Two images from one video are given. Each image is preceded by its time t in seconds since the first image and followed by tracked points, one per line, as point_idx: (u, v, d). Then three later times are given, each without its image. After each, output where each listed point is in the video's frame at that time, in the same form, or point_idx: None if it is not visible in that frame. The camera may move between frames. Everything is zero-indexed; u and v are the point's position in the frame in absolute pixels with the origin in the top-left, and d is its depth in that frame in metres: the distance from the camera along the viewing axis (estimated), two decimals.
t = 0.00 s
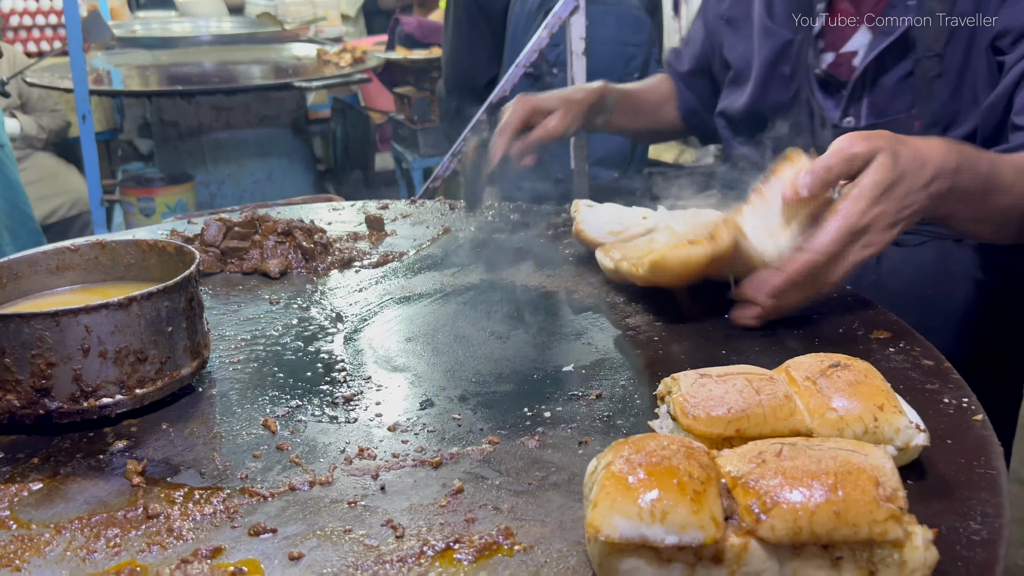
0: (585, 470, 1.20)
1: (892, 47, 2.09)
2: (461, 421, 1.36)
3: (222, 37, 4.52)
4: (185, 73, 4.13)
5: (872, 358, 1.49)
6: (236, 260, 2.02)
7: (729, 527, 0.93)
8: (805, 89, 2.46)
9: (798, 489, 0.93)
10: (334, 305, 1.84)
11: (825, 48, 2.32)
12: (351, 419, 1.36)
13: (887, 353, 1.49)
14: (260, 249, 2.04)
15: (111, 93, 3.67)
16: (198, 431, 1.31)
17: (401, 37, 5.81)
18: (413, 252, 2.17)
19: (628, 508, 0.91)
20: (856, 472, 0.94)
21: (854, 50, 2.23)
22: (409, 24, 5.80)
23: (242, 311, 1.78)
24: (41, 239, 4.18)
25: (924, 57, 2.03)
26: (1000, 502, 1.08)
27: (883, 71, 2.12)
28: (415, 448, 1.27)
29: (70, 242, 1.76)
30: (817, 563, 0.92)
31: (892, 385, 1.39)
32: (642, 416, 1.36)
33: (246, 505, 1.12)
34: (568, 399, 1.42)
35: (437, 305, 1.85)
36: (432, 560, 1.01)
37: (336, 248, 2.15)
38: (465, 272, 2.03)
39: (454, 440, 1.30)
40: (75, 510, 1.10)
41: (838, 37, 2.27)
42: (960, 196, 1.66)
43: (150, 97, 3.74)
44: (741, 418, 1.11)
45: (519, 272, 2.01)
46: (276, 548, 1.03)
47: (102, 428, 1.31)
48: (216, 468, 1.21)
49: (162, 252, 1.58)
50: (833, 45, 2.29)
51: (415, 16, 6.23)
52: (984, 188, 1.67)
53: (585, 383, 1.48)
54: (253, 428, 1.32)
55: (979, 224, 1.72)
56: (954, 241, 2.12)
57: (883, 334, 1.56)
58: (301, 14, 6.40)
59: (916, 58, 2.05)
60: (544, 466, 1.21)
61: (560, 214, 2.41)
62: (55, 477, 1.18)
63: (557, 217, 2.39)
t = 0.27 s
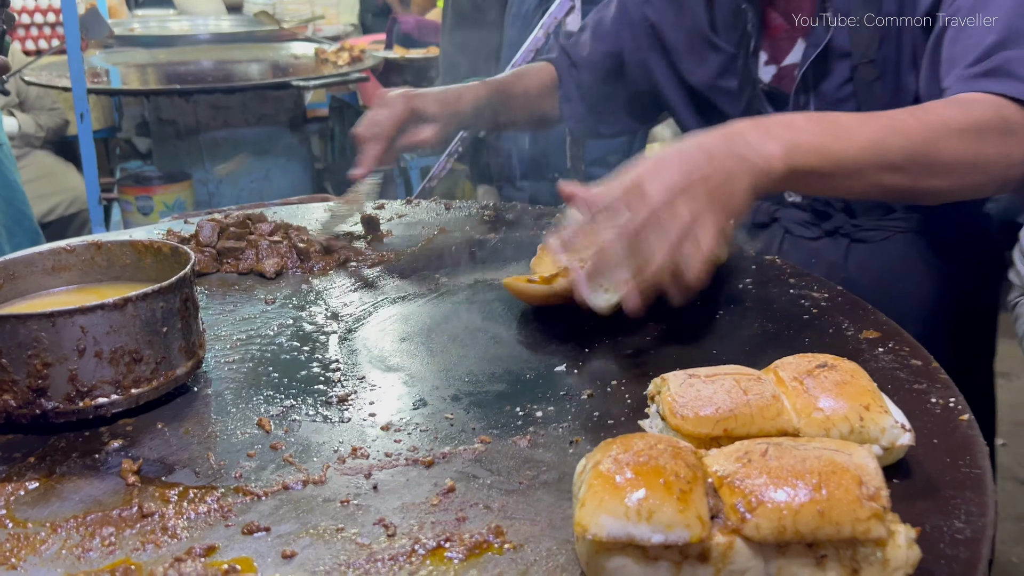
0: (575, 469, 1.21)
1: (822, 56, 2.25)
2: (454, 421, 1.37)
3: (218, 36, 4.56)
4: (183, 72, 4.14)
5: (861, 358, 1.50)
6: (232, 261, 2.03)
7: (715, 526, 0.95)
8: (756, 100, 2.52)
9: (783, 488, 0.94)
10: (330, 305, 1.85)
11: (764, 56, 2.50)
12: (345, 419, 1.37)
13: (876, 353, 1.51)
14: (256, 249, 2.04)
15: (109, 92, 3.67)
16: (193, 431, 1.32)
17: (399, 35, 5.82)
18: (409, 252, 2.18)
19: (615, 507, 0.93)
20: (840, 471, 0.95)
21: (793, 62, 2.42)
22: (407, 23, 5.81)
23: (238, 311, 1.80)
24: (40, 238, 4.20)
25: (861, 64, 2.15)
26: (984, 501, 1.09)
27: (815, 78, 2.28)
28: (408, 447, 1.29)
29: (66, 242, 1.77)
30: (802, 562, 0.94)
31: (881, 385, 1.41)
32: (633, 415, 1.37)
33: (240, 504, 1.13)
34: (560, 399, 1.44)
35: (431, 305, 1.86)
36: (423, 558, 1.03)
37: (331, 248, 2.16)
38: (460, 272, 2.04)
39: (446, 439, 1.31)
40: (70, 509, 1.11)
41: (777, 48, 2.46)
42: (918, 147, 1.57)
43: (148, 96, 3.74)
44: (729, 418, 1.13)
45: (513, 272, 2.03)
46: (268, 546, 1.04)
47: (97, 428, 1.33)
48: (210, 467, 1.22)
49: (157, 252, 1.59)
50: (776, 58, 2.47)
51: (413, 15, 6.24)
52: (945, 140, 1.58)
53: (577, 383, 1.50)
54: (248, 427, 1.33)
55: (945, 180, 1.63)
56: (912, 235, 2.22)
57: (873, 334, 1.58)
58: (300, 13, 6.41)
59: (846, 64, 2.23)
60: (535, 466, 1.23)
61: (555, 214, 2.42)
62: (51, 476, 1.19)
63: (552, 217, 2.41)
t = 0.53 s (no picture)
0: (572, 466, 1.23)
1: (769, 59, 2.34)
2: (452, 419, 1.39)
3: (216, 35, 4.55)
4: (182, 70, 4.14)
5: (855, 357, 1.52)
6: (232, 260, 2.04)
7: (709, 521, 0.96)
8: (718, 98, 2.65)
9: (775, 485, 0.96)
10: (329, 304, 1.87)
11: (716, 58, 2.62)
12: (344, 417, 1.39)
13: (869, 352, 1.53)
14: (256, 249, 2.06)
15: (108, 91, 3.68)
16: (194, 428, 1.34)
17: (398, 34, 5.83)
18: (407, 251, 2.20)
19: (611, 503, 0.94)
20: (832, 468, 0.97)
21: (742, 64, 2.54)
22: (407, 22, 5.81)
23: (238, 309, 1.81)
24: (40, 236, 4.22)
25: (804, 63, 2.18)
26: (974, 498, 1.11)
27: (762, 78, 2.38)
28: (406, 445, 1.30)
29: (67, 241, 1.78)
30: (793, 557, 0.96)
31: (875, 383, 1.43)
32: (628, 414, 1.39)
33: (240, 501, 1.15)
34: (557, 397, 1.46)
35: (430, 304, 1.87)
36: (421, 554, 1.04)
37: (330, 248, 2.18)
38: (458, 271, 2.06)
39: (444, 437, 1.33)
40: (72, 506, 1.13)
41: (728, 51, 2.58)
42: (792, 131, 1.74)
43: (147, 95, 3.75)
44: (723, 415, 1.15)
45: (511, 272, 2.05)
46: (269, 542, 1.06)
47: (98, 425, 1.34)
48: (212, 464, 1.24)
49: (158, 252, 1.60)
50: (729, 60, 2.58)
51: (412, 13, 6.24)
52: (822, 125, 1.73)
53: (573, 381, 1.51)
54: (248, 425, 1.35)
55: (834, 163, 1.77)
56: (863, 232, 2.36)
57: (866, 333, 1.60)
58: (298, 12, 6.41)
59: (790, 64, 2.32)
60: (532, 463, 1.25)
61: (552, 214, 2.44)
62: (54, 473, 1.21)
63: (550, 217, 2.42)
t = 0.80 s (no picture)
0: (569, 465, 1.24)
1: (712, 61, 2.28)
2: (449, 417, 1.39)
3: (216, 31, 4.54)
4: (181, 66, 4.13)
5: (851, 357, 1.52)
6: (230, 257, 2.04)
7: (704, 521, 0.97)
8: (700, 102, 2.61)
9: (771, 485, 0.96)
10: (328, 301, 1.87)
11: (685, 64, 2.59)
12: (342, 415, 1.39)
13: (866, 352, 1.53)
14: (254, 246, 2.04)
15: (106, 87, 3.67)
16: (192, 425, 1.34)
17: (397, 30, 5.82)
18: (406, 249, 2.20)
19: (607, 502, 0.95)
20: (827, 468, 0.98)
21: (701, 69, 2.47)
22: (406, 18, 5.80)
23: (236, 307, 1.81)
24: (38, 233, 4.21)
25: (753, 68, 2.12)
26: (969, 498, 1.12)
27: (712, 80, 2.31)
28: (404, 443, 1.30)
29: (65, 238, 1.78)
30: (789, 556, 0.96)
31: (871, 383, 1.43)
32: (625, 413, 1.40)
33: (238, 498, 1.15)
34: (554, 396, 1.46)
35: (429, 302, 1.88)
36: (418, 552, 1.04)
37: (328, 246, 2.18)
38: (456, 270, 2.06)
39: (442, 435, 1.33)
40: (70, 503, 1.13)
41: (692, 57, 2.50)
42: (660, 127, 1.76)
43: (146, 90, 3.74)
44: (719, 415, 1.15)
45: (508, 270, 2.05)
46: (267, 540, 1.06)
47: (96, 422, 1.34)
48: (210, 461, 1.24)
49: (157, 249, 1.60)
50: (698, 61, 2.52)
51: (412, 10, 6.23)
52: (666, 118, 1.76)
53: (570, 381, 1.52)
54: (246, 422, 1.35)
55: (721, 150, 1.76)
56: (835, 235, 2.25)
57: (863, 333, 1.60)
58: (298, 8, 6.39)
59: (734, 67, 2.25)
60: (529, 462, 1.25)
61: (550, 213, 2.44)
62: (52, 470, 1.21)
63: (548, 215, 2.43)
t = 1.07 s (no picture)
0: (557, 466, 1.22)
1: (705, 65, 2.19)
2: (437, 416, 1.37)
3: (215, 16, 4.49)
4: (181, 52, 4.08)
5: (847, 356, 1.50)
6: (220, 249, 2.02)
7: (691, 529, 0.95)
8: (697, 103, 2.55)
9: (759, 492, 0.94)
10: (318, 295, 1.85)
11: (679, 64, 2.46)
12: (327, 413, 1.37)
13: (862, 352, 1.50)
14: (244, 238, 2.02)
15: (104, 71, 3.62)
16: (175, 422, 1.32)
17: (398, 17, 5.76)
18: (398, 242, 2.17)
19: (592, 509, 0.92)
20: (818, 476, 0.95)
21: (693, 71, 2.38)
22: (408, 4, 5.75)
23: (225, 300, 1.79)
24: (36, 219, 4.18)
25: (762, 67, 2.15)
26: (963, 505, 1.09)
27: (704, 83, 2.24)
28: (390, 442, 1.28)
29: (52, 228, 1.76)
30: (777, 565, 0.94)
31: (867, 384, 1.40)
32: (615, 412, 1.37)
33: (220, 498, 1.13)
34: (544, 394, 1.44)
35: (420, 297, 1.85)
36: (400, 556, 1.03)
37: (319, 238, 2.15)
38: (449, 263, 2.04)
39: (428, 434, 1.31)
40: (49, 502, 1.11)
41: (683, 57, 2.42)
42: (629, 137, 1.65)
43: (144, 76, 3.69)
44: (710, 418, 1.13)
45: (501, 264, 2.03)
46: (246, 542, 1.04)
47: (79, 418, 1.32)
48: (192, 460, 1.22)
49: (142, 241, 1.57)
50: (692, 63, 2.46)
51: None
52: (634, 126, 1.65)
53: (561, 378, 1.49)
54: (230, 420, 1.33)
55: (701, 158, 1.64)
56: (837, 231, 2.21)
57: (860, 331, 1.57)
58: None
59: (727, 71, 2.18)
60: (517, 462, 1.23)
61: (546, 205, 2.41)
62: (32, 467, 1.19)
63: (544, 207, 2.40)
